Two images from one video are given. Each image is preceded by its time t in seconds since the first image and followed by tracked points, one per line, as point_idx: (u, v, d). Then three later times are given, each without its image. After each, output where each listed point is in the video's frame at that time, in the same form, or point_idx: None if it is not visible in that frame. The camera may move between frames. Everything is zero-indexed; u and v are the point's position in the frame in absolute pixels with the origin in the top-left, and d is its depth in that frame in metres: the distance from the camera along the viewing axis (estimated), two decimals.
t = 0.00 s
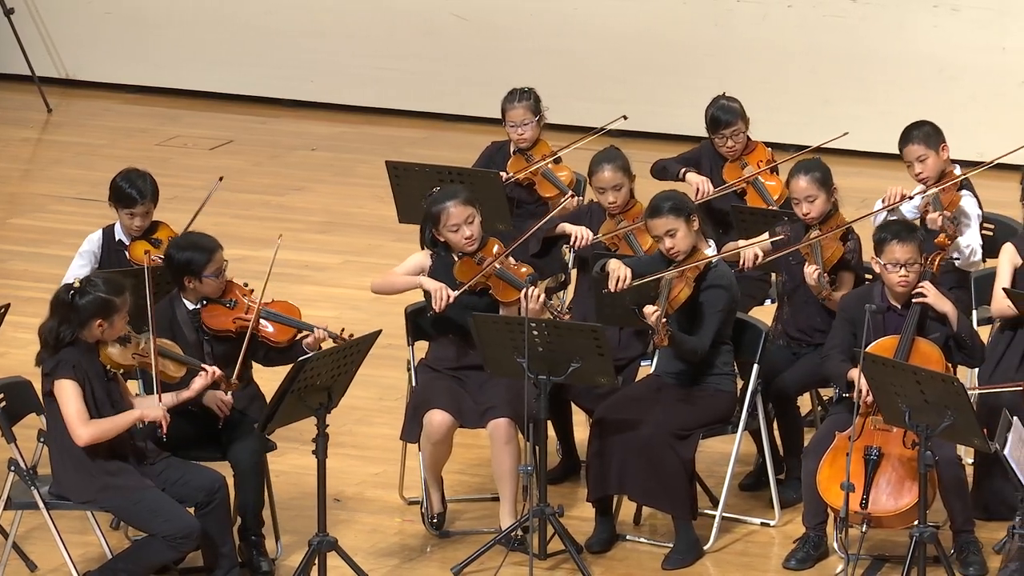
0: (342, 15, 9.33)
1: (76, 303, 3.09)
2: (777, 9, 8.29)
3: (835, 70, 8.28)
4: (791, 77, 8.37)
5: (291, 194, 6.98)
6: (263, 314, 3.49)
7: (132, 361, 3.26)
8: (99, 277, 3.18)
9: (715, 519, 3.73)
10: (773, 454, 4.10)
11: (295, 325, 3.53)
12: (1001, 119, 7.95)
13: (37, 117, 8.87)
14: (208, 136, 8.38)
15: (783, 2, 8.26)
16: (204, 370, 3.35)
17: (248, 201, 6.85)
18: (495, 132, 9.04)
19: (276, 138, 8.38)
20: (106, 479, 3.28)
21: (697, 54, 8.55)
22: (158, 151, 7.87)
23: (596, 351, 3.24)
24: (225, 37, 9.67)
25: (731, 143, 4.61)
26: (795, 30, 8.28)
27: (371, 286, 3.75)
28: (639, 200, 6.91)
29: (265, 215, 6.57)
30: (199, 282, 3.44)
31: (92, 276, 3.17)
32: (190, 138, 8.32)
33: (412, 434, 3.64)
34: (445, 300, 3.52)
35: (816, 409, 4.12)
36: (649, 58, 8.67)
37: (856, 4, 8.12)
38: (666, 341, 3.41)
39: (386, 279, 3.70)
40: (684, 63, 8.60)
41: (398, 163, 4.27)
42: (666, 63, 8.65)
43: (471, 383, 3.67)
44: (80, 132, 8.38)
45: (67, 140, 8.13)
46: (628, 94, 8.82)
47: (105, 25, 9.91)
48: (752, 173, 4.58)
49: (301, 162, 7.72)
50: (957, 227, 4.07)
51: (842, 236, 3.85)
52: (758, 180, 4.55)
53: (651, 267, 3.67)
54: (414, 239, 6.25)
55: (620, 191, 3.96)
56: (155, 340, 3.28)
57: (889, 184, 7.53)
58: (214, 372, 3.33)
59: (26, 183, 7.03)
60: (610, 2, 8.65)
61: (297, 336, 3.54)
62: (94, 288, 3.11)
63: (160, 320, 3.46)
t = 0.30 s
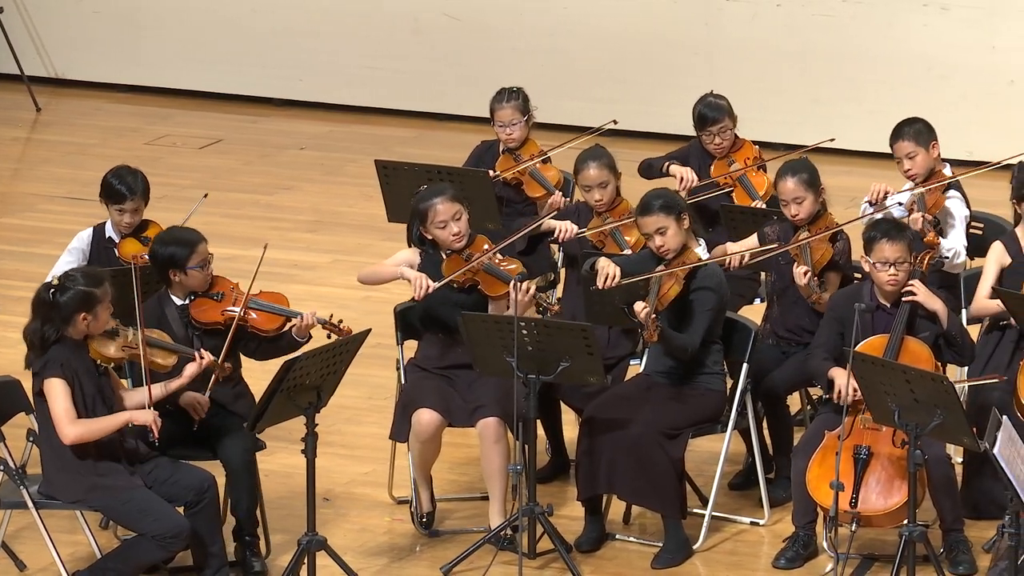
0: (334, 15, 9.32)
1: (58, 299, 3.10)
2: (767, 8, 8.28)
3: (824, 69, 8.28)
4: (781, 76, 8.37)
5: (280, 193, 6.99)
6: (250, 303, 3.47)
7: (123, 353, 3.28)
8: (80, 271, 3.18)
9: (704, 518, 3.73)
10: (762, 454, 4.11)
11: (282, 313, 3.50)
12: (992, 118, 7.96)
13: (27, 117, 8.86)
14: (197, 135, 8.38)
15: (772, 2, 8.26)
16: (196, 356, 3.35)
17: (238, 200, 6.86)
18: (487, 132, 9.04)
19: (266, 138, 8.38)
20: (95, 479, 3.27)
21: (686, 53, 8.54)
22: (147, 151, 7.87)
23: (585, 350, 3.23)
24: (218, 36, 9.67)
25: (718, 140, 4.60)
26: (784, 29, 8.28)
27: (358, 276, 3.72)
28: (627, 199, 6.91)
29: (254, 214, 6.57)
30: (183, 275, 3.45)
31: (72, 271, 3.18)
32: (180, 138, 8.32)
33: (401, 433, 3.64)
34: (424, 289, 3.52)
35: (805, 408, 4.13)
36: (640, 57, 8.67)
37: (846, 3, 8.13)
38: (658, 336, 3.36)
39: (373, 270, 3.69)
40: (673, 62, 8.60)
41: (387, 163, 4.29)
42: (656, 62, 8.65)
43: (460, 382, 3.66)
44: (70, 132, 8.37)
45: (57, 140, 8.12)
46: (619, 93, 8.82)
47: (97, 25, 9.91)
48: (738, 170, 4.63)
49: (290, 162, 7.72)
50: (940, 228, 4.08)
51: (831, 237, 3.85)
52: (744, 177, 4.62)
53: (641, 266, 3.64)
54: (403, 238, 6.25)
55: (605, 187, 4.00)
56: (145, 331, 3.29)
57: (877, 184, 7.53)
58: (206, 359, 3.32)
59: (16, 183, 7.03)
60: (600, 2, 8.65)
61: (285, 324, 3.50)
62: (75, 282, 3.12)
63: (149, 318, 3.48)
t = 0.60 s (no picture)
0: (326, 15, 9.32)
1: (48, 299, 3.09)
2: (757, 8, 8.28)
3: (815, 69, 8.28)
4: (771, 76, 8.38)
5: (272, 193, 7.00)
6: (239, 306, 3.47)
7: (113, 355, 3.29)
8: (71, 271, 3.17)
9: (695, 518, 3.73)
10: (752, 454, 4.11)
11: (272, 316, 3.49)
12: (983, 118, 7.97)
13: (19, 117, 8.86)
14: (188, 135, 8.38)
15: (762, 2, 8.26)
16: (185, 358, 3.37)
17: (229, 200, 6.86)
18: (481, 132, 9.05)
19: (257, 137, 8.38)
20: (86, 479, 3.26)
21: (677, 53, 8.54)
22: (138, 150, 7.87)
23: (576, 350, 3.22)
24: (210, 36, 9.66)
25: (707, 140, 4.66)
26: (774, 29, 8.28)
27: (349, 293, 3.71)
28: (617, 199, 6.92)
29: (245, 214, 6.57)
30: (174, 275, 3.45)
31: (64, 271, 3.17)
32: (171, 137, 8.32)
33: (393, 433, 3.61)
34: (405, 320, 3.52)
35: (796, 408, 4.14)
36: (631, 57, 8.67)
37: (837, 2, 8.13)
38: (650, 337, 3.36)
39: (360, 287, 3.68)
40: (665, 61, 8.60)
41: (378, 163, 4.29)
42: (645, 62, 8.65)
43: (451, 381, 3.66)
44: (61, 132, 8.37)
45: (49, 139, 8.12)
46: (611, 93, 8.82)
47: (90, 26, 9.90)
48: (727, 171, 4.65)
49: (281, 161, 7.73)
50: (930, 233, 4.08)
51: (823, 237, 3.85)
52: (733, 177, 4.64)
53: (632, 269, 3.64)
54: (394, 237, 6.25)
55: (597, 189, 4.02)
56: (135, 333, 3.30)
57: (867, 183, 7.54)
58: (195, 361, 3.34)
59: (8, 183, 7.03)
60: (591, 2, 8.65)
61: (275, 327, 3.50)
62: (66, 282, 3.11)
63: (140, 318, 3.48)
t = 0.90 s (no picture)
0: (320, 15, 9.31)
1: (43, 300, 3.07)
2: (750, 8, 8.28)
3: (808, 69, 8.28)
4: (764, 75, 8.37)
5: (264, 193, 7.00)
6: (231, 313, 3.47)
7: (105, 357, 3.24)
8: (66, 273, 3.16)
9: (688, 518, 3.73)
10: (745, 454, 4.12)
11: (263, 325, 3.50)
12: (976, 118, 7.97)
13: (13, 117, 8.86)
14: (181, 134, 8.38)
15: (755, 2, 8.26)
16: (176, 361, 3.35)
17: (222, 199, 6.86)
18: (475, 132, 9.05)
19: (250, 137, 8.38)
20: (78, 479, 3.26)
21: (671, 53, 8.54)
22: (131, 150, 7.87)
23: (568, 350, 3.22)
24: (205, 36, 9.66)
25: (697, 140, 4.65)
26: (767, 28, 8.28)
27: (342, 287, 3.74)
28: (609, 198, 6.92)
29: (238, 214, 6.57)
30: (168, 279, 3.45)
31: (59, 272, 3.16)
32: (165, 137, 8.32)
33: (385, 433, 3.64)
34: (404, 307, 3.52)
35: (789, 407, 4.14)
36: (625, 56, 8.66)
37: (830, 2, 8.12)
38: (642, 336, 3.36)
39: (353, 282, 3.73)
40: (659, 61, 8.59)
41: (371, 162, 4.29)
42: (638, 61, 8.64)
43: (444, 381, 3.66)
44: (54, 132, 8.37)
45: (42, 139, 8.12)
46: (605, 93, 8.82)
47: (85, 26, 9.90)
48: (716, 170, 4.64)
49: (274, 161, 7.73)
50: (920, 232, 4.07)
51: (816, 237, 3.85)
52: (722, 178, 4.61)
53: (624, 267, 3.64)
54: (386, 237, 6.25)
55: (591, 188, 4.00)
56: (129, 336, 3.26)
57: (860, 183, 7.55)
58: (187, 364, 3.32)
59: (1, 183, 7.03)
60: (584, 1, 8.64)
61: (265, 336, 3.50)
62: (62, 283, 3.09)
63: (132, 319, 3.47)
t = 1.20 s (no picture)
0: (316, 15, 9.31)
1: (39, 298, 3.08)
2: (744, 8, 8.28)
3: (802, 69, 8.28)
4: (758, 75, 8.37)
5: (258, 193, 7.00)
6: (221, 312, 3.46)
7: (103, 353, 3.27)
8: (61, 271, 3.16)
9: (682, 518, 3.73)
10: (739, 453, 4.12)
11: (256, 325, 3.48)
12: (970, 118, 7.97)
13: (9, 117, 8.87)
14: (175, 134, 8.39)
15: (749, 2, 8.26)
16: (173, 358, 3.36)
17: (217, 199, 6.87)
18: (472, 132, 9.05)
19: (244, 137, 8.39)
20: (74, 479, 3.26)
21: (666, 52, 8.54)
22: (125, 150, 7.88)
23: (562, 349, 3.22)
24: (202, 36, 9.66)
25: (688, 141, 4.69)
26: (761, 28, 8.28)
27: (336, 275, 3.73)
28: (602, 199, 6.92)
29: (232, 214, 6.57)
30: (160, 277, 3.46)
31: (55, 270, 3.16)
32: (159, 137, 8.32)
33: (379, 432, 3.62)
34: (400, 297, 3.53)
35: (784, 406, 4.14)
36: (620, 56, 8.66)
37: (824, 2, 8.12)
38: (635, 337, 3.36)
39: (348, 271, 3.72)
40: (653, 61, 8.59)
41: (365, 163, 4.29)
42: (634, 61, 8.64)
43: (438, 381, 3.66)
44: (48, 131, 8.38)
45: (36, 139, 8.13)
46: (599, 93, 8.82)
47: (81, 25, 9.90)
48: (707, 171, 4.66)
49: (267, 161, 7.73)
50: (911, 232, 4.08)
51: (812, 237, 3.85)
52: (711, 179, 4.64)
53: (617, 267, 3.65)
54: (381, 237, 6.25)
55: (587, 189, 4.02)
56: (126, 332, 3.29)
57: (854, 183, 7.55)
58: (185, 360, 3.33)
59: None
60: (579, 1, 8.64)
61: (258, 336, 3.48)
62: (57, 280, 3.10)
63: (129, 316, 3.49)
